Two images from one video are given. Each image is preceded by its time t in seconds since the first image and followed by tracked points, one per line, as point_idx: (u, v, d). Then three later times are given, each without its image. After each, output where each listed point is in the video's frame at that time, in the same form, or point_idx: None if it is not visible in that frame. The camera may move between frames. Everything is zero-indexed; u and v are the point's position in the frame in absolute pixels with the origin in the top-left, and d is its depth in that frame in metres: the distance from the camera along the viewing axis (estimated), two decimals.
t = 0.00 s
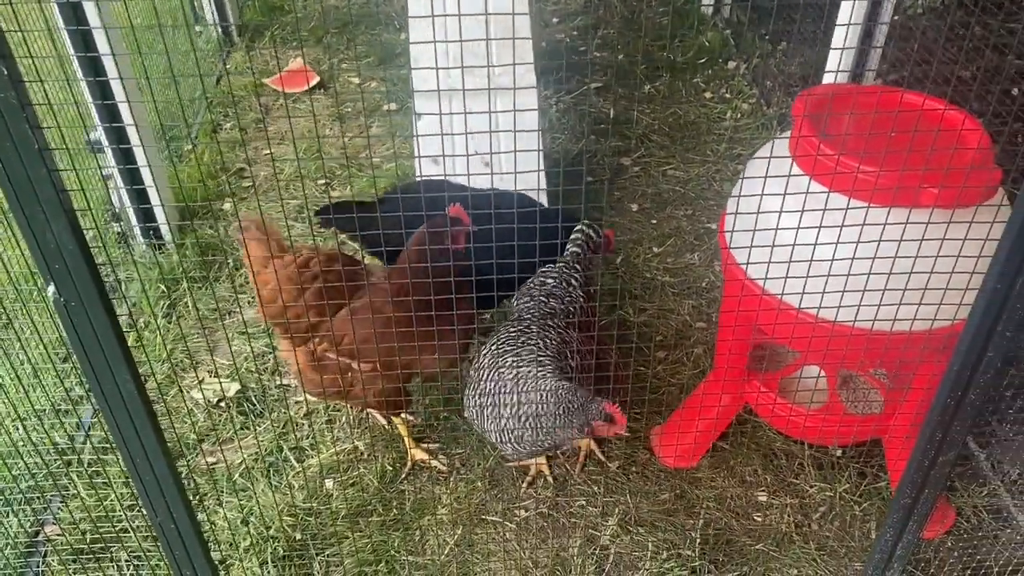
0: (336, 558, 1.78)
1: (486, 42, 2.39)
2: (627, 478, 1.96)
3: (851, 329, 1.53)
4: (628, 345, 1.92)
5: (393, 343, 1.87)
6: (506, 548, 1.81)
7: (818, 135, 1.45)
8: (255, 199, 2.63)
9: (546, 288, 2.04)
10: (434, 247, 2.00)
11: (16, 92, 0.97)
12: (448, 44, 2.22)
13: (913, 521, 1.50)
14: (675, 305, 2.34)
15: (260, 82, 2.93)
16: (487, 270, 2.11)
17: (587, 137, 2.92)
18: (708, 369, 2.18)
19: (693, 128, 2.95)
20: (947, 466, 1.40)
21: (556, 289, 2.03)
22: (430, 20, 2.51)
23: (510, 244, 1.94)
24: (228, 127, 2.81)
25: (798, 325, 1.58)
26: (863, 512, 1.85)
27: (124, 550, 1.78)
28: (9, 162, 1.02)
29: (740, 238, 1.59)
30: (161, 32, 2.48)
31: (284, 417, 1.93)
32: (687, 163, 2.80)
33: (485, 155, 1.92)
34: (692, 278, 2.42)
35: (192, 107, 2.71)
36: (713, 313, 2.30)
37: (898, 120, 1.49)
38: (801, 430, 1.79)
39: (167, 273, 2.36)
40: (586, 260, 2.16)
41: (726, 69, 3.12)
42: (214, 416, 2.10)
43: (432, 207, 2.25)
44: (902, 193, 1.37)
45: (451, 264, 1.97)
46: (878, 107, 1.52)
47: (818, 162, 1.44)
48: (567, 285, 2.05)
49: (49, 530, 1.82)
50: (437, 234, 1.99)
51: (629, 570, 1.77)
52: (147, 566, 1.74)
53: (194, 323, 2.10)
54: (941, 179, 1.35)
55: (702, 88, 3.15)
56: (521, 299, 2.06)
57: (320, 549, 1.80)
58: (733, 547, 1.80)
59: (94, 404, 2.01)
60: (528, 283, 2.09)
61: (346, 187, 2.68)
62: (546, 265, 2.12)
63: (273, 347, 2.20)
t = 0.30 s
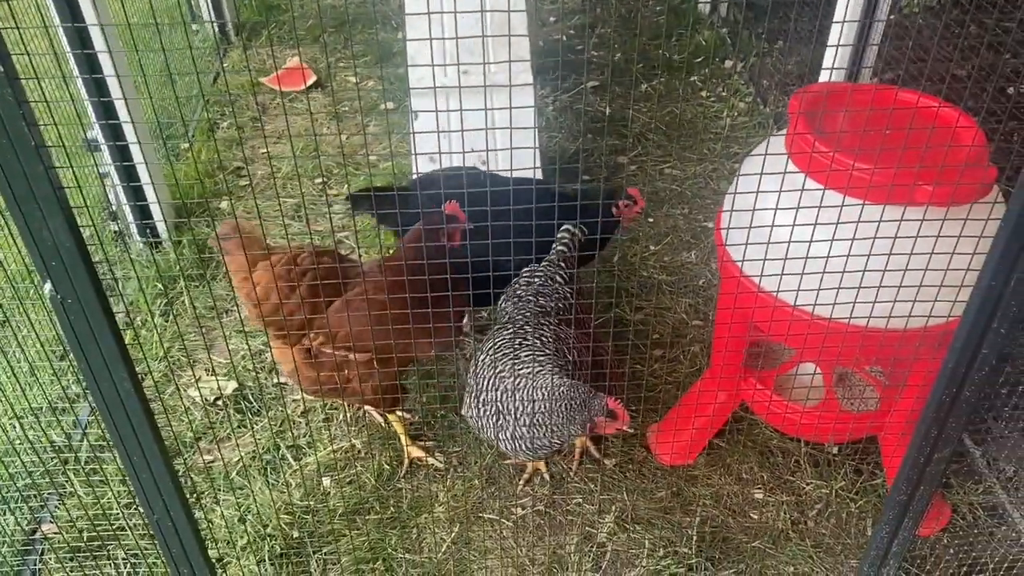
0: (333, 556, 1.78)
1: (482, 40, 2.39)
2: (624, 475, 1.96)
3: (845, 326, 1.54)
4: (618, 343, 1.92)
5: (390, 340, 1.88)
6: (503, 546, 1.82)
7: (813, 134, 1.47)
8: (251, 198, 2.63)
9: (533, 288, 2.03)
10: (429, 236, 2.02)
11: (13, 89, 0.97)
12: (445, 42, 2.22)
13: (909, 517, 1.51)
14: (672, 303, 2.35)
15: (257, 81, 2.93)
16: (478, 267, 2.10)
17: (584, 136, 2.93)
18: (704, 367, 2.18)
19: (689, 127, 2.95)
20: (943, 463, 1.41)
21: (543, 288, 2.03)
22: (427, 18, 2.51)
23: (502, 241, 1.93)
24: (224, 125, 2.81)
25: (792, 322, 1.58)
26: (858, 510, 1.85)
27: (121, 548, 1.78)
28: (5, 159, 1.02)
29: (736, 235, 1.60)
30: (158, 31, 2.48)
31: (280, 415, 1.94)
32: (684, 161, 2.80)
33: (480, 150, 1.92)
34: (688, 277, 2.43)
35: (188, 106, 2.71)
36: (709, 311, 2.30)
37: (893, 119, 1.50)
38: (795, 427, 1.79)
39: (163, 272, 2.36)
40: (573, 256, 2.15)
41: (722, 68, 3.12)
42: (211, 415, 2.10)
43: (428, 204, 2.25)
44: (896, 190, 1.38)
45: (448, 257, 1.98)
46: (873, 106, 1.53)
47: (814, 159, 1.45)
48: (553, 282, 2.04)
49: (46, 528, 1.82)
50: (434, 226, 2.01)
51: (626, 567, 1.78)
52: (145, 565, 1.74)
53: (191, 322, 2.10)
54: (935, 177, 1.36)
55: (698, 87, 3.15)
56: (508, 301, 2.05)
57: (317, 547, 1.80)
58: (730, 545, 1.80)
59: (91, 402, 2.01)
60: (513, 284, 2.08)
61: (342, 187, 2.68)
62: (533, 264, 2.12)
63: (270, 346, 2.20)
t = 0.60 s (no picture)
0: (330, 553, 1.78)
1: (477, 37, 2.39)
2: (620, 473, 1.97)
3: (840, 323, 1.54)
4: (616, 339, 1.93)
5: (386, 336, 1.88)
6: (500, 542, 1.82)
7: (810, 131, 1.47)
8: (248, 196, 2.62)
9: (530, 286, 2.04)
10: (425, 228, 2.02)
11: (9, 84, 0.98)
12: (443, 38, 2.22)
13: (904, 514, 1.51)
14: (669, 300, 2.35)
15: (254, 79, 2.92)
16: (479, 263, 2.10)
17: (582, 135, 2.93)
18: (701, 365, 2.18)
19: (686, 125, 2.96)
20: (938, 460, 1.41)
21: (540, 286, 2.04)
22: (424, 15, 2.51)
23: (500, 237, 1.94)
24: (222, 124, 2.81)
25: (787, 318, 1.59)
26: (855, 507, 1.85)
27: (118, 545, 1.78)
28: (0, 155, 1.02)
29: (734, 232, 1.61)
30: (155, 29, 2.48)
31: (277, 413, 1.94)
32: (681, 160, 2.80)
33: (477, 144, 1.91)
34: (685, 275, 2.43)
35: (185, 104, 2.71)
36: (706, 309, 2.31)
37: (888, 115, 1.51)
38: (792, 424, 1.80)
39: (161, 270, 2.36)
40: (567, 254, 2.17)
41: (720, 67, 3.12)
42: (208, 413, 2.10)
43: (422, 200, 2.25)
44: (891, 186, 1.39)
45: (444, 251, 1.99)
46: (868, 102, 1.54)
47: (809, 156, 1.46)
48: (550, 280, 2.06)
49: (43, 525, 1.82)
50: (428, 225, 2.01)
51: (623, 564, 1.78)
52: (141, 562, 1.74)
53: (188, 320, 2.10)
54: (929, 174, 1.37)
55: (696, 86, 3.15)
56: (508, 299, 2.06)
57: (314, 545, 1.80)
58: (726, 542, 1.80)
59: (88, 400, 2.01)
60: (512, 280, 2.10)
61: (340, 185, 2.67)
62: (530, 261, 2.13)
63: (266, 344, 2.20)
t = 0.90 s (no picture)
0: (326, 552, 1.79)
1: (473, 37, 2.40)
2: (617, 472, 1.97)
3: (835, 323, 1.55)
4: (618, 339, 1.95)
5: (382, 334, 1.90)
6: (496, 541, 1.82)
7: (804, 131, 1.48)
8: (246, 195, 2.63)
9: (535, 286, 2.06)
10: (421, 228, 2.03)
11: (6, 84, 0.98)
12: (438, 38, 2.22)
13: (898, 513, 1.52)
14: (665, 300, 2.36)
15: (252, 79, 2.93)
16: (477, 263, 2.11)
17: (579, 135, 2.93)
18: (697, 364, 2.19)
19: (684, 126, 2.96)
20: (932, 459, 1.42)
21: (545, 287, 2.06)
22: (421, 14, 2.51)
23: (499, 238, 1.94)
24: (220, 124, 2.81)
25: (782, 319, 1.60)
26: (850, 506, 1.86)
27: (114, 543, 1.79)
28: None
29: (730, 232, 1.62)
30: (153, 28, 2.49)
31: (274, 412, 1.94)
32: (678, 160, 2.81)
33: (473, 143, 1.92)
34: (683, 275, 2.44)
35: (182, 104, 2.71)
36: (702, 309, 2.32)
37: (881, 117, 1.51)
38: (787, 423, 1.81)
39: (159, 270, 2.37)
40: (570, 253, 2.19)
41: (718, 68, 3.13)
42: (205, 412, 2.11)
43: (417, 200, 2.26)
44: (883, 187, 1.40)
45: (440, 250, 2.01)
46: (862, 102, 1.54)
47: (802, 156, 1.47)
48: (555, 281, 2.08)
49: (41, 524, 1.83)
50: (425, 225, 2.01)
51: (618, 563, 1.78)
52: (138, 560, 1.75)
53: (186, 319, 2.11)
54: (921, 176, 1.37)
55: (693, 87, 3.16)
56: (513, 298, 2.07)
57: (310, 543, 1.81)
58: (722, 541, 1.81)
59: (85, 399, 2.01)
60: (517, 281, 2.11)
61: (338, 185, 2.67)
62: (533, 261, 2.15)
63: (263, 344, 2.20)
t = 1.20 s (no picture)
0: (324, 550, 1.78)
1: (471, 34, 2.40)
2: (615, 471, 1.97)
3: (833, 322, 1.55)
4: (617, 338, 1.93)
5: (381, 332, 1.89)
6: (494, 539, 1.82)
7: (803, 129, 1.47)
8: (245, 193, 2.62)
9: (536, 284, 2.04)
10: (419, 226, 2.03)
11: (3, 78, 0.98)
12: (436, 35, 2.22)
13: (897, 512, 1.52)
14: (665, 299, 2.35)
15: (252, 76, 2.93)
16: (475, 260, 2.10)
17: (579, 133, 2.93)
18: (696, 363, 2.19)
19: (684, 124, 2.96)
20: (931, 458, 1.41)
21: (546, 284, 2.04)
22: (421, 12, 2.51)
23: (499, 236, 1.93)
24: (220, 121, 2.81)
25: (781, 317, 1.59)
26: (849, 505, 1.86)
27: (112, 541, 1.78)
28: None
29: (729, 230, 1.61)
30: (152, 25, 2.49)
31: (273, 410, 1.94)
32: (677, 158, 2.80)
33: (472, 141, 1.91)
34: (682, 274, 2.43)
35: (182, 102, 2.71)
36: (702, 307, 2.31)
37: (881, 114, 1.51)
38: (785, 422, 1.80)
39: (158, 267, 2.36)
40: (570, 251, 2.18)
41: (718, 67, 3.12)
42: (203, 409, 2.10)
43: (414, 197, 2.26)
44: (882, 185, 1.40)
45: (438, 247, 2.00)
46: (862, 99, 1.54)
47: (801, 154, 1.46)
48: (555, 279, 2.06)
49: (39, 521, 1.83)
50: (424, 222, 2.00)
51: (617, 562, 1.78)
52: (136, 558, 1.74)
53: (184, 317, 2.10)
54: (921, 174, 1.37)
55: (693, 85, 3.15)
56: (513, 295, 2.05)
57: (308, 541, 1.80)
58: (720, 540, 1.81)
59: (83, 396, 2.01)
60: (517, 278, 2.10)
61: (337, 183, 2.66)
62: (533, 260, 2.14)
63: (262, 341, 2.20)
